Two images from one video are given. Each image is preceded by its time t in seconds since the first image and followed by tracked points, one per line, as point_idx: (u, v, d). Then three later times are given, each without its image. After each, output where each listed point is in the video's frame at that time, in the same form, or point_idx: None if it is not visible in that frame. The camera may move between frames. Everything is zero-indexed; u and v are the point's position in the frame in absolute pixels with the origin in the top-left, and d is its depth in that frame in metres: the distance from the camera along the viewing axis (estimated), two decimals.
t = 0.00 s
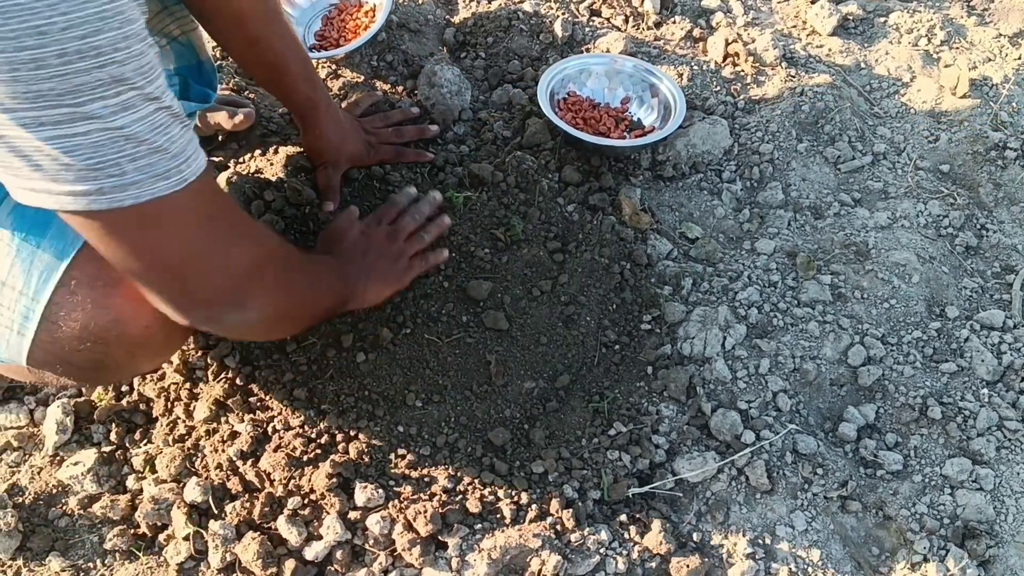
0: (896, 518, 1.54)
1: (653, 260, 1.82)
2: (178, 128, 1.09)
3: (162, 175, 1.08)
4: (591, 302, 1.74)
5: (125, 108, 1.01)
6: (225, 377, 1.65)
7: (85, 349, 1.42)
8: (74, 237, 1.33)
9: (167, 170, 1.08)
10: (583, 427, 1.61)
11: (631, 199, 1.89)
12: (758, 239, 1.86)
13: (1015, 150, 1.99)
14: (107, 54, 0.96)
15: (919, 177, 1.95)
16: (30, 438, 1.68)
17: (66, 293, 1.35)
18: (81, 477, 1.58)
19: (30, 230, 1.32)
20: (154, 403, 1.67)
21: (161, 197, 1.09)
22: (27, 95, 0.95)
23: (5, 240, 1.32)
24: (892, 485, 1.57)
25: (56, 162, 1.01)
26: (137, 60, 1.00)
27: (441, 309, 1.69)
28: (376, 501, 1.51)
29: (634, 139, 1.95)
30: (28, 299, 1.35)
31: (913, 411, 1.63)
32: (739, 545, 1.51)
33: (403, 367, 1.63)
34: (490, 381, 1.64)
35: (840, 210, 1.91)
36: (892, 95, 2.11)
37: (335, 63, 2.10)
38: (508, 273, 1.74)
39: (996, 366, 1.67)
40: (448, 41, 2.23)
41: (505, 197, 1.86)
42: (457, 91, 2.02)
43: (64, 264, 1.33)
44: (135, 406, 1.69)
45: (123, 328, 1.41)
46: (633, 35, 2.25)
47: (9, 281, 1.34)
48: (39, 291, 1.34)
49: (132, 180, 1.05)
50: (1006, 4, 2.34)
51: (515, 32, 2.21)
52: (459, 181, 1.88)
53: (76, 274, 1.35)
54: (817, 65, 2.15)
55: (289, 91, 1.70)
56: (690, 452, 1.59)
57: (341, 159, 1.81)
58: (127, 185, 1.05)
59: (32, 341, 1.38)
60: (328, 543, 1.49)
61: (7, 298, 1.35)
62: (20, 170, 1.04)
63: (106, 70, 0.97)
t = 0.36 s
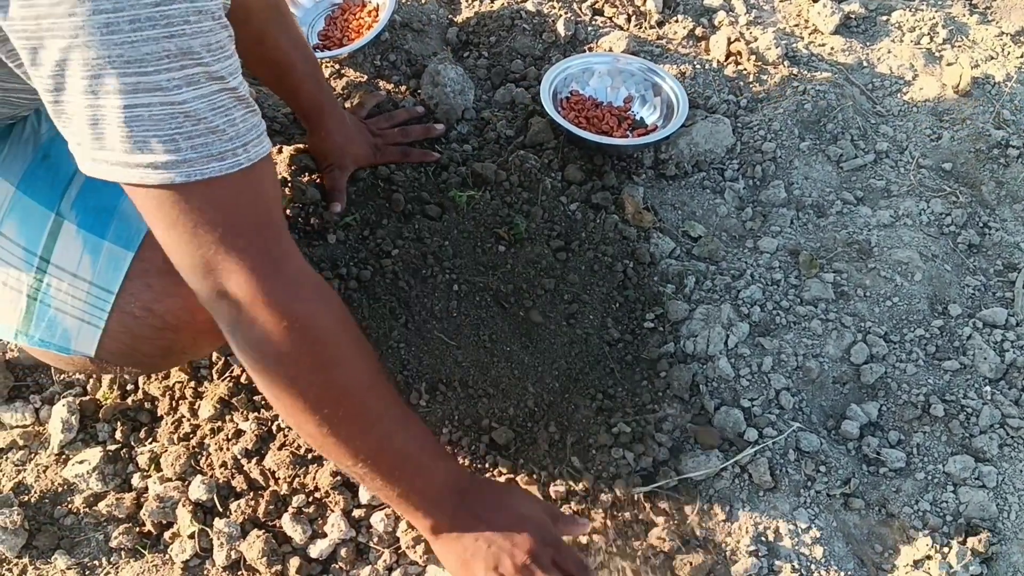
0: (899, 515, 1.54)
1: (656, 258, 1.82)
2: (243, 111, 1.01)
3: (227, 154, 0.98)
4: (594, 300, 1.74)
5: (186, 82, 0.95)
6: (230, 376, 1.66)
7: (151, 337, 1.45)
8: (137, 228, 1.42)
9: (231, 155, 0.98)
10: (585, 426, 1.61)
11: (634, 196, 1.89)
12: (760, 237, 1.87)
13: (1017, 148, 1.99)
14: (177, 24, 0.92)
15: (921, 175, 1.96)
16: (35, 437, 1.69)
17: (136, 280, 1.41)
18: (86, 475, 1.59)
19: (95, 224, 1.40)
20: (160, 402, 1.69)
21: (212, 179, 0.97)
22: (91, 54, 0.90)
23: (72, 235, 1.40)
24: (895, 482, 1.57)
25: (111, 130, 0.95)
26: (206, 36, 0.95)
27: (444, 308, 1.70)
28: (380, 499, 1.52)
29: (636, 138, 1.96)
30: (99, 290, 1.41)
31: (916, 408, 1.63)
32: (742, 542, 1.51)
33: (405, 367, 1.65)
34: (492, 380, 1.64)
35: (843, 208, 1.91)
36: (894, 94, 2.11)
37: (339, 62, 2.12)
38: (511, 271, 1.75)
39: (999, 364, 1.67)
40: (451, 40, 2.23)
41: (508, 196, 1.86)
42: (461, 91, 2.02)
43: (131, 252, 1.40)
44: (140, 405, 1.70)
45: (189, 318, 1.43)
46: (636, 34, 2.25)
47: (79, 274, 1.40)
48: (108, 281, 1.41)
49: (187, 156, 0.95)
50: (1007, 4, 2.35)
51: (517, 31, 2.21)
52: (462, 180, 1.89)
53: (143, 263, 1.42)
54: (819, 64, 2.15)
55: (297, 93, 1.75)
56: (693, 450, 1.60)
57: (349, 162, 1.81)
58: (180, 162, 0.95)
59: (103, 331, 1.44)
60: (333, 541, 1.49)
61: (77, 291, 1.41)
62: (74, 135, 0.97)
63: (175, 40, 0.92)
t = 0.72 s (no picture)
0: (896, 511, 1.54)
1: (655, 254, 1.82)
2: (286, 40, 1.08)
3: (298, 95, 1.11)
4: (593, 297, 1.74)
5: (227, 27, 1.01)
6: (228, 373, 1.67)
7: (178, 338, 1.54)
8: (163, 230, 1.49)
9: (298, 91, 1.11)
10: (584, 421, 1.61)
11: (632, 193, 1.89)
12: (758, 233, 1.87)
13: (1016, 145, 1.99)
14: None
15: (919, 172, 1.96)
16: (35, 432, 1.69)
17: (165, 279, 1.50)
18: (85, 470, 1.60)
19: (123, 226, 1.46)
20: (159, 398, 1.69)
21: (298, 125, 1.13)
22: None
23: (100, 238, 1.44)
24: (893, 477, 1.57)
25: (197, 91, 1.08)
26: None
27: (442, 306, 1.70)
28: (378, 494, 1.52)
29: (635, 134, 1.96)
30: (127, 290, 1.48)
31: (913, 404, 1.64)
32: (740, 538, 1.52)
33: (403, 363, 1.65)
34: (490, 376, 1.65)
35: (841, 204, 1.91)
36: (893, 91, 2.11)
37: (337, 60, 2.12)
38: (509, 267, 1.75)
39: (997, 360, 1.67)
40: (450, 37, 2.24)
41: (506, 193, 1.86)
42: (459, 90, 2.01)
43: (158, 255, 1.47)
44: (140, 400, 1.70)
45: (220, 316, 1.54)
46: (635, 31, 2.26)
47: (107, 274, 1.45)
48: (137, 281, 1.48)
49: (269, 104, 1.09)
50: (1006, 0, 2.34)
51: (516, 28, 2.21)
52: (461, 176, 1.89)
53: (171, 265, 1.50)
54: (818, 61, 2.15)
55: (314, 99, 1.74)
56: (691, 446, 1.60)
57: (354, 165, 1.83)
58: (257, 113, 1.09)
59: (130, 330, 1.51)
60: (331, 536, 1.50)
61: (106, 292, 1.46)
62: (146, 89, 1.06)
63: None
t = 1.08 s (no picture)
0: (896, 513, 1.54)
1: (654, 256, 1.82)
2: None
3: (390, 18, 1.21)
4: (591, 299, 1.74)
5: None
6: (228, 375, 1.67)
7: (211, 322, 1.53)
8: (188, 218, 1.47)
9: (389, 13, 1.21)
10: (583, 424, 1.61)
11: (631, 195, 1.89)
12: (758, 235, 1.87)
13: (1015, 146, 1.99)
14: None
15: (919, 173, 1.96)
16: (33, 435, 1.69)
17: (193, 266, 1.49)
18: (84, 473, 1.59)
19: (148, 217, 1.44)
20: (157, 401, 1.69)
21: (395, 41, 1.25)
22: None
23: (127, 231, 1.43)
24: (892, 479, 1.57)
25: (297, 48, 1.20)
26: None
27: (440, 308, 1.71)
28: (377, 497, 1.52)
29: (635, 136, 1.96)
30: (157, 281, 1.46)
31: (912, 406, 1.63)
32: (739, 540, 1.52)
33: (402, 365, 1.65)
34: (489, 379, 1.65)
35: (841, 206, 1.91)
36: (892, 92, 2.11)
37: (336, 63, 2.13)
38: (508, 269, 1.75)
39: (996, 361, 1.67)
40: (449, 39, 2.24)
41: (505, 195, 1.86)
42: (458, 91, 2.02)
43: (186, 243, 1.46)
44: (138, 403, 1.70)
45: (247, 298, 1.54)
46: (633, 33, 2.26)
47: (137, 267, 1.44)
48: (167, 270, 1.46)
49: (369, 34, 1.21)
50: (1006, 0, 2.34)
51: (515, 30, 2.22)
52: (460, 179, 1.89)
53: (198, 253, 1.48)
54: (817, 63, 2.15)
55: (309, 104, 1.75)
56: (691, 448, 1.60)
57: (351, 169, 1.84)
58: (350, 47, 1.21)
59: (163, 320, 1.49)
60: (330, 539, 1.50)
61: (136, 285, 1.45)
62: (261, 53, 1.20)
63: None
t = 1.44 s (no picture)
0: (893, 511, 1.54)
1: (651, 254, 1.81)
2: None
3: (389, 20, 1.20)
4: (588, 297, 1.74)
5: None
6: (222, 375, 1.66)
7: (229, 312, 1.53)
8: (203, 209, 1.47)
9: (389, 15, 1.19)
10: (579, 423, 1.60)
11: (628, 193, 1.88)
12: (754, 233, 1.86)
13: (1012, 144, 1.99)
14: None
15: (915, 171, 1.95)
16: (27, 436, 1.69)
17: (211, 257, 1.48)
18: (79, 474, 1.59)
19: (164, 208, 1.44)
20: (152, 401, 1.69)
21: (393, 45, 1.23)
22: None
23: (145, 223, 1.42)
24: (889, 478, 1.57)
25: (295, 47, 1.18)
26: None
27: (436, 306, 1.70)
28: (373, 497, 1.52)
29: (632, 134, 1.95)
30: (176, 273, 1.46)
31: (910, 404, 1.63)
32: (736, 539, 1.51)
33: (398, 365, 1.64)
34: (485, 378, 1.64)
35: (837, 204, 1.91)
36: (888, 89, 2.11)
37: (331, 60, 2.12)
38: (504, 268, 1.75)
39: (993, 359, 1.66)
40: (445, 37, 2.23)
41: (501, 193, 1.86)
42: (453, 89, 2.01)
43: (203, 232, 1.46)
44: (132, 403, 1.69)
45: (264, 286, 1.53)
46: (630, 30, 2.25)
47: (155, 260, 1.44)
48: (185, 262, 1.46)
49: (369, 36, 1.19)
50: None
51: (511, 28, 2.21)
52: (456, 177, 1.88)
53: (215, 243, 1.48)
54: (813, 60, 2.14)
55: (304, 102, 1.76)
56: (687, 447, 1.60)
57: (347, 167, 1.83)
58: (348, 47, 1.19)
59: (182, 311, 1.49)
60: (326, 539, 1.49)
61: (155, 277, 1.44)
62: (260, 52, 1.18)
63: None
